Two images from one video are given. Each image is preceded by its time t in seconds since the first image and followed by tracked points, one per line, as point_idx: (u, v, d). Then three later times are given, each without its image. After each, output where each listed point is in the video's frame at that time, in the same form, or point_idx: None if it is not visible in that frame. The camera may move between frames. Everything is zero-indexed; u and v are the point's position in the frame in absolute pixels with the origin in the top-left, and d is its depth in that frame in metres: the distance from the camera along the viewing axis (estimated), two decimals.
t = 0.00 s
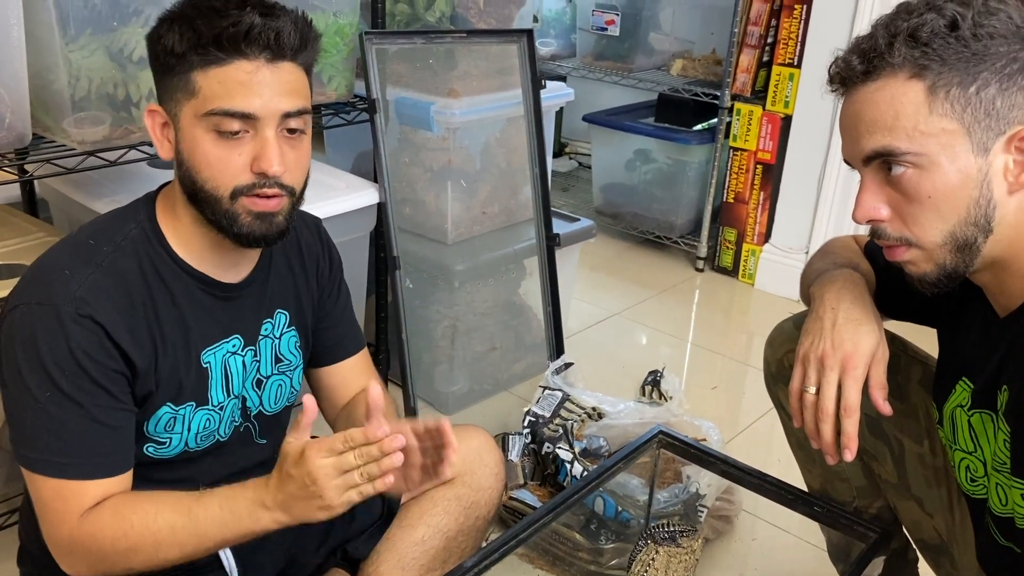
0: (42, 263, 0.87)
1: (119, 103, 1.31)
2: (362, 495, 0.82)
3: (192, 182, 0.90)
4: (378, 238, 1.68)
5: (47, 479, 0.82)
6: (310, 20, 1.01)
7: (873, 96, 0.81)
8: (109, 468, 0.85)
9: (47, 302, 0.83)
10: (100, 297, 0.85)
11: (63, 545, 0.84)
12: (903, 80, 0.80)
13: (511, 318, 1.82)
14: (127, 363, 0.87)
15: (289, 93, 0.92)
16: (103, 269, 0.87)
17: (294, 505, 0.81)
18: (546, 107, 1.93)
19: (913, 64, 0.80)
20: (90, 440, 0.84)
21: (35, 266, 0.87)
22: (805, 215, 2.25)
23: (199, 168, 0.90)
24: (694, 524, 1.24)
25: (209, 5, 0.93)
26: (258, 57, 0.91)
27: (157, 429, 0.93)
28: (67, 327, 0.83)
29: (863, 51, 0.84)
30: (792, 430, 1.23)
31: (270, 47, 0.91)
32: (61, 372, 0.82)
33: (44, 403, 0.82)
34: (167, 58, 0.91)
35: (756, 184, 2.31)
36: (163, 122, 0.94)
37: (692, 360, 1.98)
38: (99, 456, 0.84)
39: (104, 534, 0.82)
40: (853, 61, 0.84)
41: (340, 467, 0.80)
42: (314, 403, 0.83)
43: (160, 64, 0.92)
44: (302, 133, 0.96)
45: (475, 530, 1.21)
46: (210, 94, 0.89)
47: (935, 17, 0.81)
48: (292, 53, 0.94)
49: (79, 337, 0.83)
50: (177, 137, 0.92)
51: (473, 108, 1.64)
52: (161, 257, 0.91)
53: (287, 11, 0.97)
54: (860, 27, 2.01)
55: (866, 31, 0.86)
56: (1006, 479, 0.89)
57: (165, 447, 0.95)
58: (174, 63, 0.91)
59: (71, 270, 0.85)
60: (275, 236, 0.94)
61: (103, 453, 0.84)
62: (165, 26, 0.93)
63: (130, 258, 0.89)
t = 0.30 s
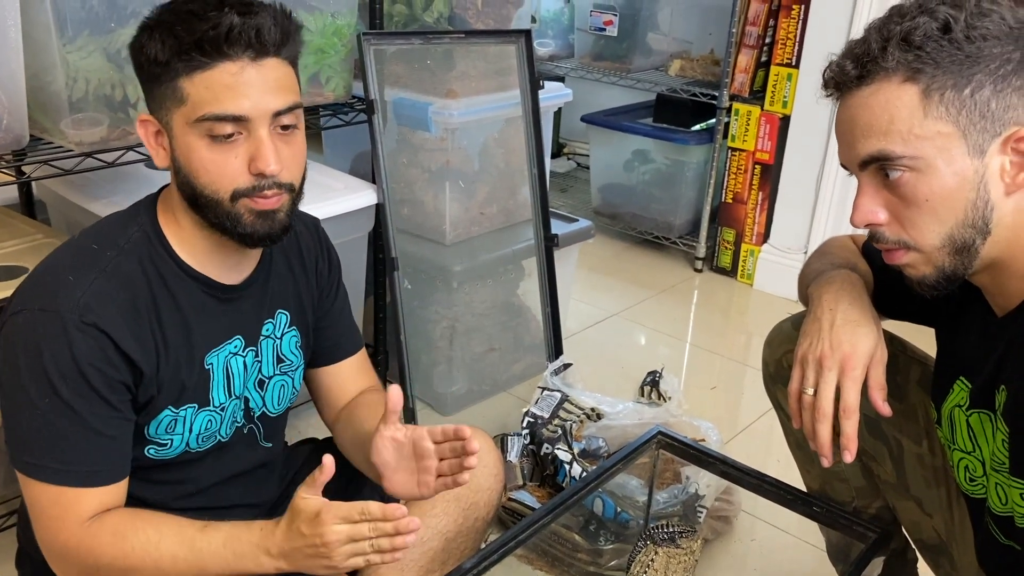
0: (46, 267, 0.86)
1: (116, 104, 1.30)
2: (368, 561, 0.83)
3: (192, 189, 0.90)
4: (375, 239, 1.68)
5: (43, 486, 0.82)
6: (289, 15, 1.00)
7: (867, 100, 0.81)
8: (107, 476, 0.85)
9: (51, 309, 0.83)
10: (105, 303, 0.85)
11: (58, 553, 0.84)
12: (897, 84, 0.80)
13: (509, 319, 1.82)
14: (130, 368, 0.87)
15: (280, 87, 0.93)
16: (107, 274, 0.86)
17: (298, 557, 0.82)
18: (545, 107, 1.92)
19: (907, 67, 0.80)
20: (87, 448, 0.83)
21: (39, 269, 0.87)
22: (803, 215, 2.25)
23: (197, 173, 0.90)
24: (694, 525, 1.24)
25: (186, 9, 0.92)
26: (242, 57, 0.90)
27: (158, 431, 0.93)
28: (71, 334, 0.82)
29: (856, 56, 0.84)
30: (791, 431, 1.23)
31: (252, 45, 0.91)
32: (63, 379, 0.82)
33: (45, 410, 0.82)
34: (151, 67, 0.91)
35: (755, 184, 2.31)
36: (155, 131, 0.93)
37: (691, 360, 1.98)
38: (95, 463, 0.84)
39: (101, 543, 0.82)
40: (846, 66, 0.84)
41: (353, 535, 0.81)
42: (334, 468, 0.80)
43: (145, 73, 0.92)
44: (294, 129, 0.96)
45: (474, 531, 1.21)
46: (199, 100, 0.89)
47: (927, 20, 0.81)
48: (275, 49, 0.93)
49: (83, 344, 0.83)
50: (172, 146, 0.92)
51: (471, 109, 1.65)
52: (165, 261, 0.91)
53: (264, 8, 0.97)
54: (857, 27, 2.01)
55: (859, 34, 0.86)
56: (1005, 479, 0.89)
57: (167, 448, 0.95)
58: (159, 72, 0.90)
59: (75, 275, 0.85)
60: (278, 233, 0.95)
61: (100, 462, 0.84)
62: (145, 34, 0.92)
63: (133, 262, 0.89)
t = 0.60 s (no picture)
0: (39, 270, 0.86)
1: (112, 105, 1.30)
2: (366, 570, 0.82)
3: (185, 187, 0.90)
4: (373, 239, 1.66)
5: (38, 491, 0.82)
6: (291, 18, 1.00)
7: (864, 103, 0.81)
8: (102, 480, 0.84)
9: (44, 312, 0.82)
10: (98, 306, 0.85)
11: (54, 558, 0.83)
12: (893, 86, 0.80)
13: (508, 319, 1.82)
14: (124, 372, 0.87)
15: (277, 90, 0.92)
16: (100, 277, 0.86)
17: (296, 564, 0.81)
18: (542, 107, 1.92)
19: (902, 70, 0.80)
20: (81, 452, 0.83)
21: (32, 272, 0.86)
22: (801, 215, 2.24)
23: (192, 172, 0.90)
24: (692, 525, 1.24)
25: (186, 9, 0.92)
26: (241, 57, 0.90)
27: (152, 434, 0.93)
28: (65, 337, 0.82)
29: (851, 59, 0.84)
30: (789, 431, 1.22)
31: (252, 46, 0.91)
32: (57, 382, 0.82)
33: (38, 413, 0.81)
34: (149, 65, 0.90)
35: (752, 184, 2.31)
36: (151, 130, 0.93)
37: (688, 360, 1.98)
38: (90, 467, 0.83)
39: (97, 548, 0.82)
40: (842, 69, 0.84)
41: (352, 545, 0.80)
42: (334, 477, 0.78)
43: (143, 71, 0.91)
44: (291, 130, 0.96)
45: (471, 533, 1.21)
46: (196, 99, 0.89)
47: (922, 22, 0.81)
48: (274, 51, 0.93)
49: (76, 348, 0.82)
50: (167, 145, 0.91)
51: (468, 109, 1.64)
52: (157, 262, 0.90)
53: (266, 9, 0.96)
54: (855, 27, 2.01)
55: (853, 37, 0.86)
56: (1005, 479, 0.89)
57: (161, 450, 0.94)
58: (157, 70, 0.90)
59: (69, 278, 0.85)
60: (272, 236, 0.94)
61: (96, 466, 0.84)
62: (144, 32, 0.92)
63: (126, 265, 0.88)
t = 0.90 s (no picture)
0: (35, 272, 0.86)
1: (109, 104, 1.30)
2: None
3: (187, 182, 0.90)
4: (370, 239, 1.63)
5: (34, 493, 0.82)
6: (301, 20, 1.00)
7: (858, 106, 0.81)
8: (98, 483, 0.84)
9: (41, 315, 0.82)
10: (95, 308, 0.84)
11: (50, 561, 0.83)
12: (886, 88, 0.80)
13: (506, 318, 1.82)
14: (121, 374, 0.87)
15: (280, 87, 0.92)
16: (97, 278, 0.86)
17: (293, 572, 0.80)
18: (539, 106, 1.92)
19: (895, 72, 0.80)
20: (77, 454, 0.83)
21: (29, 274, 0.86)
22: (799, 214, 2.24)
23: (193, 167, 0.89)
24: (689, 523, 1.25)
25: (197, 3, 0.92)
26: (250, 51, 0.90)
27: (148, 436, 0.92)
28: (61, 340, 0.82)
29: (843, 62, 0.84)
30: (787, 429, 1.22)
31: (260, 42, 0.91)
32: (53, 385, 0.82)
33: (35, 416, 0.81)
34: (156, 56, 0.90)
35: (750, 183, 2.31)
36: (154, 125, 0.93)
37: (686, 359, 1.98)
38: (86, 469, 0.83)
39: (93, 551, 0.82)
40: (835, 72, 0.84)
41: (350, 556, 0.78)
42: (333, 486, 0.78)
43: (149, 63, 0.91)
44: (295, 130, 0.96)
45: (468, 532, 1.20)
46: (201, 92, 0.89)
47: (913, 23, 0.81)
48: (283, 47, 0.93)
49: (73, 350, 0.82)
50: (169, 137, 0.91)
51: (466, 107, 1.64)
52: (155, 263, 0.90)
53: (275, 8, 0.97)
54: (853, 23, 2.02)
55: (844, 40, 0.86)
56: (1003, 477, 0.89)
57: (157, 452, 0.94)
58: (163, 62, 0.90)
59: (65, 280, 0.85)
60: (269, 237, 0.94)
61: (94, 469, 0.84)
62: (154, 25, 0.92)
63: (123, 266, 0.88)
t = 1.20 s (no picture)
0: (39, 278, 0.86)
1: (106, 104, 1.30)
2: None
3: (187, 192, 0.90)
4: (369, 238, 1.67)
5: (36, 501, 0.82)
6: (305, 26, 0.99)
7: (853, 109, 0.81)
8: (101, 490, 0.84)
9: (45, 321, 0.82)
10: (99, 315, 0.84)
11: (53, 568, 0.83)
12: (881, 90, 0.80)
13: (504, 317, 1.81)
14: (125, 381, 0.87)
15: (283, 96, 0.92)
16: (102, 284, 0.86)
17: None
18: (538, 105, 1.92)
19: (889, 74, 0.80)
20: (80, 461, 0.83)
21: (33, 279, 0.86)
22: (799, 213, 2.24)
23: (192, 176, 0.89)
24: (688, 523, 1.25)
25: (201, 9, 0.92)
26: (251, 60, 0.90)
27: (151, 440, 0.92)
28: (66, 347, 0.82)
29: (837, 65, 0.84)
30: (786, 428, 1.22)
31: (262, 50, 0.91)
32: (56, 391, 0.81)
33: (37, 422, 0.81)
34: (158, 63, 0.90)
35: (749, 182, 2.31)
36: (156, 130, 0.92)
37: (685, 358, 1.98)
38: (91, 476, 0.84)
39: (97, 560, 0.82)
40: (829, 75, 0.84)
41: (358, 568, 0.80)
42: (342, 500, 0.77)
43: (149, 67, 0.92)
44: (298, 138, 0.95)
45: (467, 532, 1.20)
46: (202, 100, 0.88)
47: (906, 25, 0.81)
48: (284, 58, 0.93)
49: (77, 357, 0.82)
50: (170, 145, 0.91)
51: (464, 107, 1.64)
52: (159, 269, 0.90)
53: (280, 14, 0.96)
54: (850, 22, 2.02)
55: (838, 42, 0.86)
56: (1001, 477, 0.89)
57: (160, 457, 0.94)
58: (165, 69, 0.90)
59: (70, 286, 0.85)
60: (271, 243, 0.94)
61: (97, 475, 0.84)
62: (156, 30, 0.92)
63: (127, 271, 0.88)
